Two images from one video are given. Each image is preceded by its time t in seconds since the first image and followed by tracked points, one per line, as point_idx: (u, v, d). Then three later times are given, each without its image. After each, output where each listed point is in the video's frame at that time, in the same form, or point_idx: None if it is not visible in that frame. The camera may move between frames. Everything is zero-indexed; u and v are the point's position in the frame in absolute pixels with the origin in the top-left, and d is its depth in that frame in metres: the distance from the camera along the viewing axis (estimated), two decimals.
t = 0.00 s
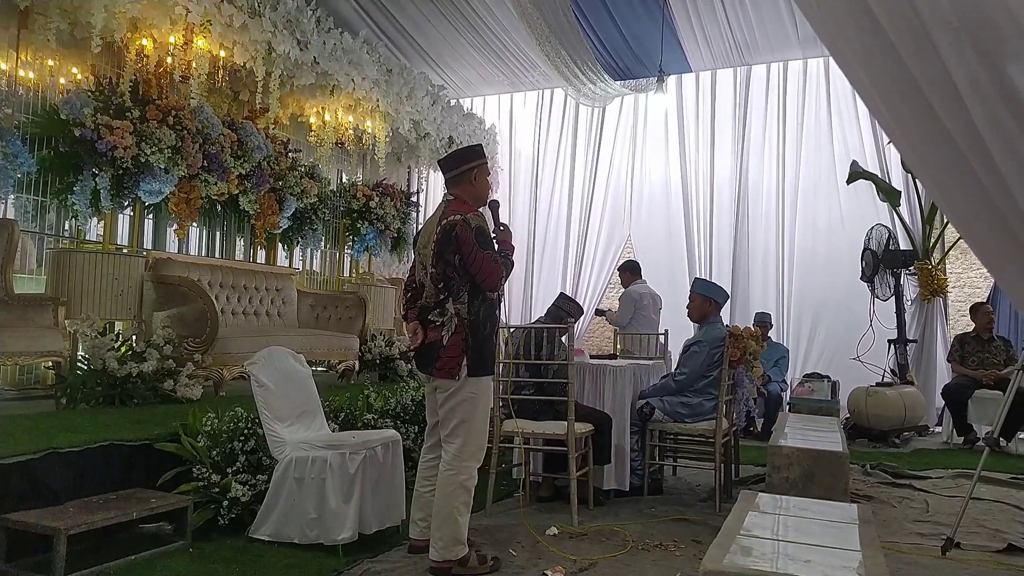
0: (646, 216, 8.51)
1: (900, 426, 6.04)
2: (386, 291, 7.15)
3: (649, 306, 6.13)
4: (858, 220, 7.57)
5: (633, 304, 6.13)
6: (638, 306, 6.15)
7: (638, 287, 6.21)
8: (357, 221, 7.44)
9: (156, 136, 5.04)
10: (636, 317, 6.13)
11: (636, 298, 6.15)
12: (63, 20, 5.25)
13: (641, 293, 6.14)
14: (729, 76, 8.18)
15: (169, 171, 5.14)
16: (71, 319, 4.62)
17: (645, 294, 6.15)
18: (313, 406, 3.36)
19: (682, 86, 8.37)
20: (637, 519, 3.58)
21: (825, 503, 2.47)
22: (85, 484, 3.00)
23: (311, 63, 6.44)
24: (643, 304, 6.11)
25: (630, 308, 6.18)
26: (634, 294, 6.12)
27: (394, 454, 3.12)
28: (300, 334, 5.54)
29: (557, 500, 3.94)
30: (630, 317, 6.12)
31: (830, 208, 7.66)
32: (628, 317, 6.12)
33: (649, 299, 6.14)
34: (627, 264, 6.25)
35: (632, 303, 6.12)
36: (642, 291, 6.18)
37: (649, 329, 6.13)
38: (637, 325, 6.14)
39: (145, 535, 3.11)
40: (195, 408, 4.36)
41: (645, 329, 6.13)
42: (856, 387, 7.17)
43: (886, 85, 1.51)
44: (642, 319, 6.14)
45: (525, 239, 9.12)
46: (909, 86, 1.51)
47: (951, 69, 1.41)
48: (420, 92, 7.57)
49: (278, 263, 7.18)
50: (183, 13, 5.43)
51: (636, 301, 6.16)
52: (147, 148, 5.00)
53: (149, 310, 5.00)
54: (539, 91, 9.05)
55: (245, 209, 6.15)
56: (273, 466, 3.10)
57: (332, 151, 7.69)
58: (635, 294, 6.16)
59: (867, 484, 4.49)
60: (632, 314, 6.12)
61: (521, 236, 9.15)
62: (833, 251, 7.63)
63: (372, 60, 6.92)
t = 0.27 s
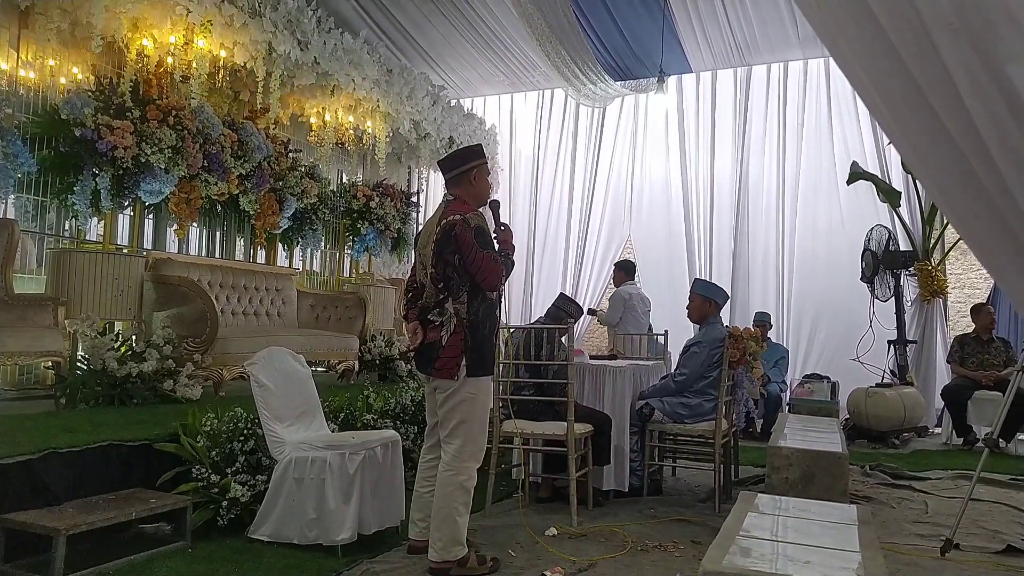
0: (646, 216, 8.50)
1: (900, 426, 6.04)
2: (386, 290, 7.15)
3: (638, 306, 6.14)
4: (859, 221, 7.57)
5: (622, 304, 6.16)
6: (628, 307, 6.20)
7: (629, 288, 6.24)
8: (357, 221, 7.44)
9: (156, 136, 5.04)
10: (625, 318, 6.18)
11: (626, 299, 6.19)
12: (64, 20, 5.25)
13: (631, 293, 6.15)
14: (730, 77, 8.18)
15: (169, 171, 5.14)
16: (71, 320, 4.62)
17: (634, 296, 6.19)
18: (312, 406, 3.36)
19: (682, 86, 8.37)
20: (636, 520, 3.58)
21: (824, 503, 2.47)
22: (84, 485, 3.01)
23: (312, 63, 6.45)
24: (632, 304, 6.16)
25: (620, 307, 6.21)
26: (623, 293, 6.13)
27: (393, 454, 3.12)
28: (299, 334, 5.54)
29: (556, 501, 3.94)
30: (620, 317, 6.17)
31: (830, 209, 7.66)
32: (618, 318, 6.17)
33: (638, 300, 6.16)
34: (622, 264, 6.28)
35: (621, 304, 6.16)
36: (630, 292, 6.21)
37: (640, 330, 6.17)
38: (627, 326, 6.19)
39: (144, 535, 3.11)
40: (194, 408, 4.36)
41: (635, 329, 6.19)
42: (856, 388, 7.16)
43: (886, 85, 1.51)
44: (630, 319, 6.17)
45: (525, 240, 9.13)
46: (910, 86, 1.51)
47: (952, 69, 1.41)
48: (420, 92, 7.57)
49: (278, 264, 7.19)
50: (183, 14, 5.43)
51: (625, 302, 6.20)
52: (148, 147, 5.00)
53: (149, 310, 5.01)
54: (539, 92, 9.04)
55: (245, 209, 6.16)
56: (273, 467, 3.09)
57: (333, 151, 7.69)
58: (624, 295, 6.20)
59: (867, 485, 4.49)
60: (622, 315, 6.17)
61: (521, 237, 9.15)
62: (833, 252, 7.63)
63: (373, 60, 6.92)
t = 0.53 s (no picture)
0: (643, 216, 8.51)
1: (897, 425, 6.05)
2: (383, 290, 7.15)
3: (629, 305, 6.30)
4: (856, 220, 7.57)
5: (613, 302, 6.32)
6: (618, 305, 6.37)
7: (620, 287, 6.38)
8: (354, 221, 7.45)
9: (153, 136, 5.03)
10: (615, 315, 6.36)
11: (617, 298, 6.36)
12: (60, 20, 5.23)
13: (621, 291, 6.32)
14: (727, 76, 8.18)
15: (166, 171, 5.13)
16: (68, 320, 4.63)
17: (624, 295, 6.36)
18: (310, 405, 3.36)
19: (680, 85, 8.37)
20: (634, 518, 3.58)
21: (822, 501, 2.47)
22: (82, 485, 3.00)
23: (309, 62, 6.44)
24: (623, 303, 6.34)
25: (610, 306, 6.37)
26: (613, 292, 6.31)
27: (391, 453, 3.13)
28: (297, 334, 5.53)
29: (555, 500, 3.95)
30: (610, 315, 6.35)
31: (828, 208, 7.67)
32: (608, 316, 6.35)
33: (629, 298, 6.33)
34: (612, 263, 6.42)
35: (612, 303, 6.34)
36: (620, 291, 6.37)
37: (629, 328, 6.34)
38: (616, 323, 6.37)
39: (142, 535, 3.11)
40: (192, 408, 4.36)
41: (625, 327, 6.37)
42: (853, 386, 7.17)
43: (883, 86, 1.51)
44: (621, 317, 6.32)
45: (523, 239, 9.12)
46: (907, 87, 1.51)
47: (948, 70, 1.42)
48: (418, 92, 7.57)
49: (276, 263, 7.19)
50: (180, 13, 5.41)
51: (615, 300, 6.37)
52: (145, 148, 4.99)
53: (147, 310, 5.00)
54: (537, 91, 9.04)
55: (243, 209, 6.15)
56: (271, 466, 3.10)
57: (330, 150, 7.69)
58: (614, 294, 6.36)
59: (865, 483, 4.50)
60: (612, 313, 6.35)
61: (519, 237, 9.15)
62: (830, 250, 7.64)
63: (370, 60, 6.92)
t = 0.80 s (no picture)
0: (642, 212, 8.50)
1: (896, 421, 6.06)
2: (382, 287, 7.15)
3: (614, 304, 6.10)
4: (855, 217, 7.58)
5: (597, 302, 6.12)
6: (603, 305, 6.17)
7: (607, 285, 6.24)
8: (353, 218, 7.44)
9: (152, 133, 5.02)
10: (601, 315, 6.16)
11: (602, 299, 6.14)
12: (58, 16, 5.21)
13: (607, 292, 6.12)
14: (726, 72, 8.17)
15: (165, 169, 5.12)
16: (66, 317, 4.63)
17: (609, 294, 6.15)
18: (310, 403, 3.35)
19: (678, 82, 8.36)
20: (633, 515, 3.58)
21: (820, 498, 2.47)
22: (81, 482, 3.00)
23: (307, 59, 6.43)
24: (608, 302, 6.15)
25: (594, 305, 6.17)
26: (596, 292, 6.09)
27: (390, 451, 3.13)
28: (296, 331, 5.53)
29: (554, 497, 3.95)
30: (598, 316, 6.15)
31: (826, 205, 7.67)
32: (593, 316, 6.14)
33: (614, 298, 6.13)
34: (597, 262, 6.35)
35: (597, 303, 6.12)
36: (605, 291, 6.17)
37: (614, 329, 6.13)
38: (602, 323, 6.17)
39: (141, 533, 3.11)
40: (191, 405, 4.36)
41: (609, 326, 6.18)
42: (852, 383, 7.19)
43: (881, 82, 1.51)
44: (605, 317, 6.14)
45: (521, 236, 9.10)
46: (905, 83, 1.51)
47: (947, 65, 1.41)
48: (416, 88, 7.56)
49: (274, 261, 7.18)
50: (178, 10, 5.38)
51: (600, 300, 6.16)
52: (142, 145, 4.98)
53: (145, 308, 4.98)
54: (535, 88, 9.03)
55: (241, 206, 6.15)
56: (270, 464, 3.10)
57: (328, 147, 7.68)
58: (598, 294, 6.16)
59: (863, 480, 4.50)
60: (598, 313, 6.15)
61: (517, 234, 9.14)
62: (829, 247, 7.64)
63: (368, 57, 6.90)
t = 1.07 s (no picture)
0: (642, 211, 8.50)
1: (896, 420, 6.06)
2: (382, 286, 7.16)
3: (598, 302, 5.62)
4: (855, 215, 7.58)
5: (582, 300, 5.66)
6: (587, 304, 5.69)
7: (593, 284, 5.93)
8: (353, 217, 7.44)
9: (151, 133, 5.02)
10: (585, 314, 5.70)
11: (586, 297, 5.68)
12: (57, 16, 5.20)
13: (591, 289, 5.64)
14: (726, 70, 8.16)
15: (165, 168, 5.12)
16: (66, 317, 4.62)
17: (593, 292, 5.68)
18: (310, 402, 3.35)
19: (678, 80, 8.36)
20: (634, 514, 3.58)
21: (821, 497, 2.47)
22: (81, 482, 3.00)
23: (306, 58, 6.42)
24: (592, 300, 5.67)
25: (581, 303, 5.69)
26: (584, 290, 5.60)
27: (390, 450, 3.13)
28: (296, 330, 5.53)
29: (554, 496, 3.95)
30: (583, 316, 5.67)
31: (826, 203, 7.67)
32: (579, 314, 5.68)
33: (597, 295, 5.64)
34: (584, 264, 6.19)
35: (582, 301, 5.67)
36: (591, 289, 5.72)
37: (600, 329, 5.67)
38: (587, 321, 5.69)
39: (142, 533, 3.11)
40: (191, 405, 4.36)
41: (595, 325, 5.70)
42: (852, 381, 7.19)
43: (881, 82, 1.52)
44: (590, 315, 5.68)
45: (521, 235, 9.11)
46: (906, 84, 1.52)
47: (945, 63, 1.43)
48: (416, 87, 7.56)
49: (274, 260, 7.18)
50: (177, 10, 5.37)
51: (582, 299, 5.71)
52: (142, 144, 4.99)
53: (145, 307, 4.99)
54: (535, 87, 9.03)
55: (241, 206, 6.15)
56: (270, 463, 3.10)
57: (327, 146, 7.68)
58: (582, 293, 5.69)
59: (864, 478, 4.51)
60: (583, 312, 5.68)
61: (517, 233, 9.14)
62: (829, 245, 7.64)
63: (367, 56, 6.90)
